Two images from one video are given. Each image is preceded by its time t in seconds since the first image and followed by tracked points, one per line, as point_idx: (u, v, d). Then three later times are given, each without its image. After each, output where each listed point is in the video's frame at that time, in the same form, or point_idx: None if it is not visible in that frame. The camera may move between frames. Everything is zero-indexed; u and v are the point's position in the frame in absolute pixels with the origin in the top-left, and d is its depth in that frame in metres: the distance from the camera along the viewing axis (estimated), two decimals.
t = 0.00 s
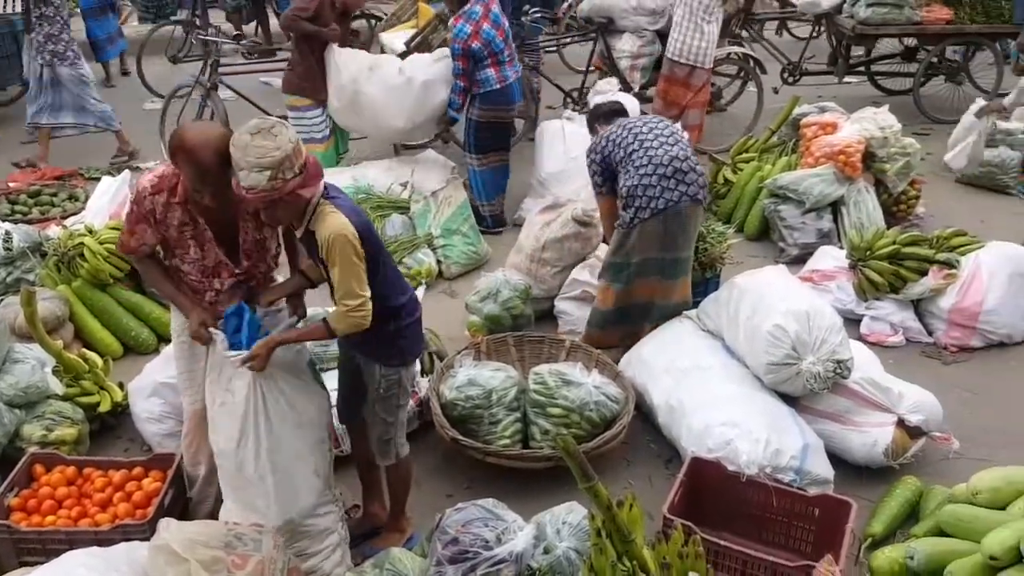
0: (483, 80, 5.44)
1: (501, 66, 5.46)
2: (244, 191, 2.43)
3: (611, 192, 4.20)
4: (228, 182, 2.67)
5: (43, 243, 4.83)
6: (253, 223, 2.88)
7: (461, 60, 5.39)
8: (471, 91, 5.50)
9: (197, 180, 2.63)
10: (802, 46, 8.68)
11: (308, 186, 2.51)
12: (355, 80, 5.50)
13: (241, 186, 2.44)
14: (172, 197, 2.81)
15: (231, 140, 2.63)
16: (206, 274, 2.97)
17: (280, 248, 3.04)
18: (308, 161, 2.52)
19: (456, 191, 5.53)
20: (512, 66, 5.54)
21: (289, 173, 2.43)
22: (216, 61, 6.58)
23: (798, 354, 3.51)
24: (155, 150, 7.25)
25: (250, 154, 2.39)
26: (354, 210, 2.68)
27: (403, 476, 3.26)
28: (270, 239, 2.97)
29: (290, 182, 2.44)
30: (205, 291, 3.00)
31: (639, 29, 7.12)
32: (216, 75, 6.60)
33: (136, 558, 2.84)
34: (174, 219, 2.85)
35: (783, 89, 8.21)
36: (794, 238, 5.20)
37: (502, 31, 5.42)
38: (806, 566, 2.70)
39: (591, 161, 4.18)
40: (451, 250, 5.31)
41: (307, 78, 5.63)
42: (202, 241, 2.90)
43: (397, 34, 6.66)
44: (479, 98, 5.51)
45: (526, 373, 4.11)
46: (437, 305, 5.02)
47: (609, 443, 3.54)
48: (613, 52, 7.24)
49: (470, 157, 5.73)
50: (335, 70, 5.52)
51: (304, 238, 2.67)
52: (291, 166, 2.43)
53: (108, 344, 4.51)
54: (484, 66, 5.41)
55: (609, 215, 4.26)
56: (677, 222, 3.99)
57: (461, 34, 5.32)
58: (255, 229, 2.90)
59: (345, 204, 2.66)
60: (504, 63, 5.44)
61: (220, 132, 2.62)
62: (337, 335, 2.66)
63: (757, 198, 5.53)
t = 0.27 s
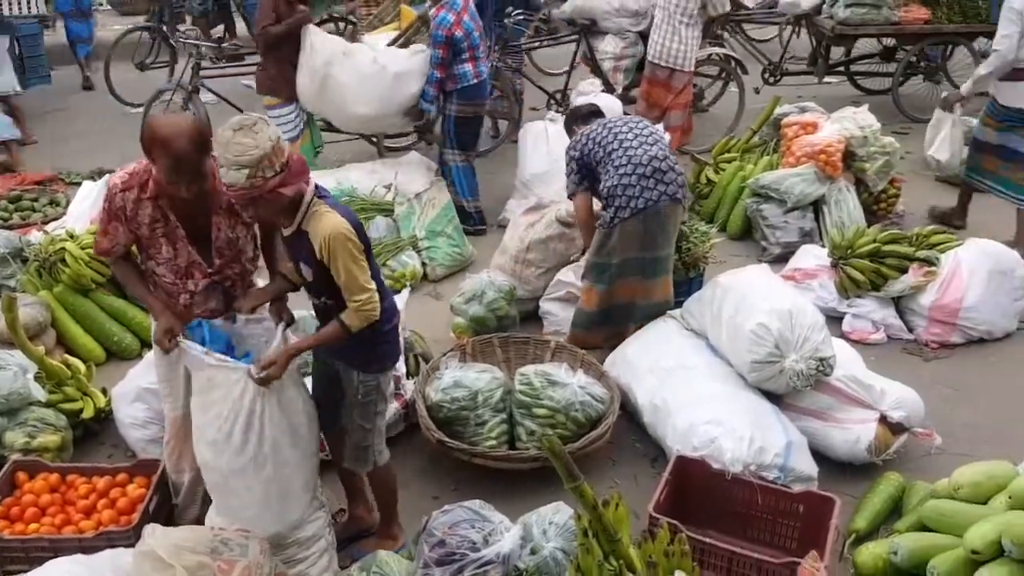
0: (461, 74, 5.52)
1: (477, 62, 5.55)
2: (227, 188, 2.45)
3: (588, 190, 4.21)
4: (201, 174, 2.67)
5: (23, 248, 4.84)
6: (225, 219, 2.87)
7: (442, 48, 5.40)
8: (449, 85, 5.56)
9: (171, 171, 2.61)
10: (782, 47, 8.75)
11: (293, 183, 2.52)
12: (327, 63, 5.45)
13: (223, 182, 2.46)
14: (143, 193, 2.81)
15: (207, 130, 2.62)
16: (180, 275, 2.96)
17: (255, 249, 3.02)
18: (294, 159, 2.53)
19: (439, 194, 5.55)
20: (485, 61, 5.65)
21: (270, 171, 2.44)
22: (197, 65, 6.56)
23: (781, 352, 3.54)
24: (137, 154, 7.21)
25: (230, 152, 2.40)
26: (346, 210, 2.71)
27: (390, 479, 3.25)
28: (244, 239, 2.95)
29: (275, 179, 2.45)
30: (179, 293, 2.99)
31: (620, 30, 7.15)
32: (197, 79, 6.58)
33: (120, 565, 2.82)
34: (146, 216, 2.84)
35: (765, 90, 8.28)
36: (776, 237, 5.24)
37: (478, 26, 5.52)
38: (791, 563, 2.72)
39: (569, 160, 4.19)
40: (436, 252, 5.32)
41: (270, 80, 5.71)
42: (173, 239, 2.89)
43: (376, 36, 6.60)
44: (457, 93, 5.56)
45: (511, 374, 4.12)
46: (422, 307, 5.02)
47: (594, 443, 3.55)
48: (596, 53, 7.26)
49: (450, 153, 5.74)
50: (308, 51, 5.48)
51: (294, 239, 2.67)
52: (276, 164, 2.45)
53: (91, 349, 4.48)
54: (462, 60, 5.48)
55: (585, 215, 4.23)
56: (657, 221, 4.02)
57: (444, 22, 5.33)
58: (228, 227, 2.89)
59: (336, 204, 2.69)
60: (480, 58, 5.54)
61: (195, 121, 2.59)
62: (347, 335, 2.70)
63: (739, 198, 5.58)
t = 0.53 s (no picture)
0: (439, 69, 5.64)
1: (452, 56, 5.69)
2: (223, 187, 2.44)
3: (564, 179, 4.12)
4: (184, 175, 2.66)
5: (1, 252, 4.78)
6: (209, 218, 2.87)
7: (417, 40, 5.51)
8: (427, 81, 5.68)
9: (156, 172, 2.59)
10: (762, 47, 8.83)
11: (290, 183, 2.50)
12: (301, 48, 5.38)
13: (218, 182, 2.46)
14: (126, 195, 2.76)
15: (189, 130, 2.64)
16: (164, 277, 2.93)
17: (237, 248, 3.03)
18: (294, 159, 2.52)
19: (422, 193, 5.53)
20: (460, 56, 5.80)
21: (265, 172, 2.43)
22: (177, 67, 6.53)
23: (762, 350, 3.57)
24: (117, 156, 7.16)
25: (225, 151, 2.40)
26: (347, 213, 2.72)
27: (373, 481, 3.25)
28: (227, 238, 2.96)
29: (272, 180, 2.45)
30: (163, 296, 2.94)
31: (601, 31, 7.17)
32: (177, 81, 6.55)
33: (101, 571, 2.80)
34: (129, 219, 2.79)
35: (744, 90, 8.34)
36: (757, 236, 5.28)
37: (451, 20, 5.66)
38: (773, 559, 2.75)
39: (546, 153, 4.13)
40: (418, 253, 5.32)
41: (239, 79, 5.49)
42: (157, 241, 2.86)
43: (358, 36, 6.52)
44: (436, 88, 5.70)
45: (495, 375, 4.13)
46: (405, 308, 5.02)
47: (577, 443, 3.57)
48: (577, 54, 7.29)
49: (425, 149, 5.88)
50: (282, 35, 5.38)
51: (290, 238, 2.69)
52: (276, 163, 2.45)
53: (71, 354, 4.44)
54: (439, 54, 5.62)
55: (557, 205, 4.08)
56: (634, 220, 4.04)
57: (419, 14, 5.45)
58: (212, 226, 2.89)
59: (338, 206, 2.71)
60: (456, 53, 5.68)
61: (178, 123, 2.61)
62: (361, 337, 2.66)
63: (720, 198, 5.62)
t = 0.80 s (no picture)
0: (414, 73, 5.62)
1: (427, 59, 5.67)
2: (219, 194, 2.43)
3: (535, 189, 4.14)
4: (178, 182, 2.64)
5: None
6: (202, 221, 2.87)
7: (392, 42, 5.48)
8: (402, 84, 5.65)
9: (152, 180, 2.58)
10: (744, 49, 8.88)
11: (284, 190, 2.49)
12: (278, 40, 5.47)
13: (212, 189, 2.44)
14: (125, 208, 2.71)
15: (180, 137, 2.63)
16: (161, 280, 2.92)
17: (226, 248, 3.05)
18: (288, 165, 2.52)
19: (406, 195, 5.51)
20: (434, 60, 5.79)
21: (260, 178, 2.42)
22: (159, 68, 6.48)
23: (745, 349, 3.59)
24: (98, 158, 7.09)
25: (220, 157, 2.39)
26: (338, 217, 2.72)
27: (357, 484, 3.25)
28: (218, 239, 2.97)
29: (268, 187, 2.45)
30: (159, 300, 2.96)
31: (584, 33, 7.18)
32: (159, 82, 6.50)
33: None
34: (130, 229, 2.74)
35: (727, 92, 8.39)
36: (739, 237, 5.31)
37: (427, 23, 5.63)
38: (757, 558, 2.77)
39: (521, 159, 4.12)
40: (402, 254, 5.30)
41: (226, 79, 5.65)
42: (157, 247, 2.83)
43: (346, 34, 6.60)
44: (410, 91, 5.67)
45: (480, 376, 4.13)
46: (389, 310, 5.01)
47: (563, 443, 3.58)
48: (560, 56, 7.31)
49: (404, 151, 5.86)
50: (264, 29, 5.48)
51: (282, 243, 2.67)
52: (270, 170, 2.44)
53: (52, 357, 4.40)
54: (413, 57, 5.59)
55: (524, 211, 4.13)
56: (615, 221, 4.05)
57: (395, 16, 5.41)
58: (204, 228, 2.90)
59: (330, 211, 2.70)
60: (431, 57, 5.67)
61: (168, 131, 2.60)
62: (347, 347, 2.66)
63: (703, 199, 5.65)
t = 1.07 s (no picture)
0: (389, 69, 5.63)
1: (401, 55, 5.67)
2: (209, 202, 2.41)
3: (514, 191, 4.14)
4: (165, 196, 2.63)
5: None
6: (196, 224, 2.86)
7: (366, 36, 5.44)
8: (376, 80, 5.65)
9: (139, 199, 2.57)
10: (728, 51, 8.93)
11: (272, 195, 2.49)
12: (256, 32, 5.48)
13: (201, 197, 2.42)
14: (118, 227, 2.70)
15: (164, 151, 2.59)
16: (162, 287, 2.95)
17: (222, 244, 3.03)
18: (278, 170, 2.52)
19: (391, 195, 5.51)
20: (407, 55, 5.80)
21: (251, 184, 2.42)
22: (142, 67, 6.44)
23: (729, 349, 3.61)
24: (80, 158, 7.04)
25: (209, 164, 2.37)
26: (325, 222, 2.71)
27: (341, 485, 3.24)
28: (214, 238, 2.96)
29: (259, 194, 2.44)
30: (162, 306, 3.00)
31: (569, 33, 7.19)
32: (142, 81, 6.46)
33: None
34: (128, 247, 2.76)
35: (711, 92, 8.44)
36: (723, 237, 5.34)
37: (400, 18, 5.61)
38: (740, 557, 2.78)
39: (500, 161, 4.11)
40: (388, 255, 5.30)
41: (211, 72, 5.71)
42: (154, 257, 2.84)
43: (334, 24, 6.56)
44: (388, 87, 5.69)
45: (465, 376, 4.13)
46: (374, 310, 5.00)
47: (548, 443, 3.58)
48: (545, 56, 7.33)
49: (385, 147, 5.85)
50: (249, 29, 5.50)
51: (267, 246, 2.66)
52: (258, 175, 2.43)
53: (33, 359, 4.36)
54: (388, 53, 5.59)
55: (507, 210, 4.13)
56: (597, 220, 4.06)
57: (370, 12, 5.39)
58: (199, 230, 2.89)
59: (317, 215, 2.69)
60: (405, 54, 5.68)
61: (151, 146, 2.57)
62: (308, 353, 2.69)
63: (687, 199, 5.68)
